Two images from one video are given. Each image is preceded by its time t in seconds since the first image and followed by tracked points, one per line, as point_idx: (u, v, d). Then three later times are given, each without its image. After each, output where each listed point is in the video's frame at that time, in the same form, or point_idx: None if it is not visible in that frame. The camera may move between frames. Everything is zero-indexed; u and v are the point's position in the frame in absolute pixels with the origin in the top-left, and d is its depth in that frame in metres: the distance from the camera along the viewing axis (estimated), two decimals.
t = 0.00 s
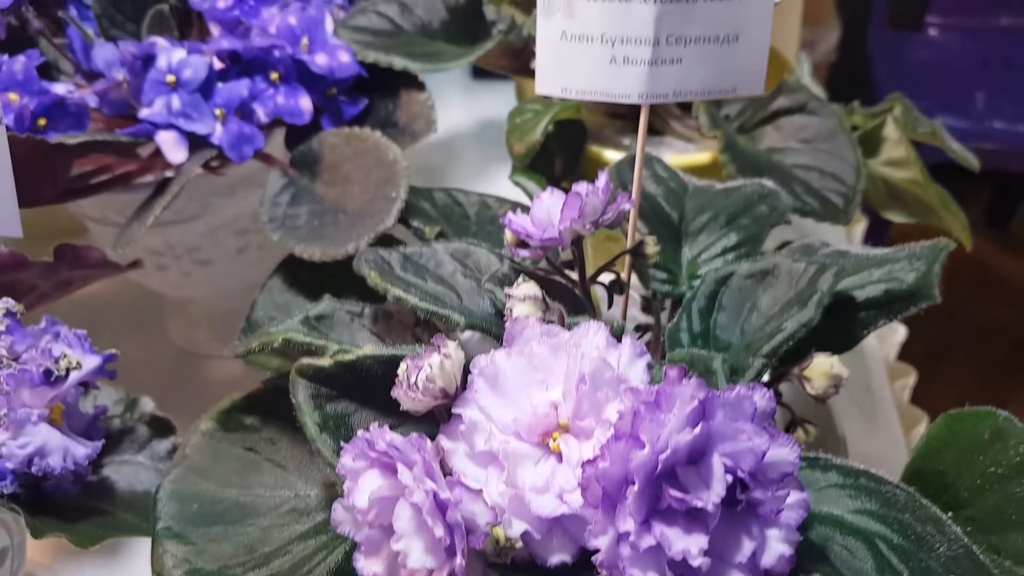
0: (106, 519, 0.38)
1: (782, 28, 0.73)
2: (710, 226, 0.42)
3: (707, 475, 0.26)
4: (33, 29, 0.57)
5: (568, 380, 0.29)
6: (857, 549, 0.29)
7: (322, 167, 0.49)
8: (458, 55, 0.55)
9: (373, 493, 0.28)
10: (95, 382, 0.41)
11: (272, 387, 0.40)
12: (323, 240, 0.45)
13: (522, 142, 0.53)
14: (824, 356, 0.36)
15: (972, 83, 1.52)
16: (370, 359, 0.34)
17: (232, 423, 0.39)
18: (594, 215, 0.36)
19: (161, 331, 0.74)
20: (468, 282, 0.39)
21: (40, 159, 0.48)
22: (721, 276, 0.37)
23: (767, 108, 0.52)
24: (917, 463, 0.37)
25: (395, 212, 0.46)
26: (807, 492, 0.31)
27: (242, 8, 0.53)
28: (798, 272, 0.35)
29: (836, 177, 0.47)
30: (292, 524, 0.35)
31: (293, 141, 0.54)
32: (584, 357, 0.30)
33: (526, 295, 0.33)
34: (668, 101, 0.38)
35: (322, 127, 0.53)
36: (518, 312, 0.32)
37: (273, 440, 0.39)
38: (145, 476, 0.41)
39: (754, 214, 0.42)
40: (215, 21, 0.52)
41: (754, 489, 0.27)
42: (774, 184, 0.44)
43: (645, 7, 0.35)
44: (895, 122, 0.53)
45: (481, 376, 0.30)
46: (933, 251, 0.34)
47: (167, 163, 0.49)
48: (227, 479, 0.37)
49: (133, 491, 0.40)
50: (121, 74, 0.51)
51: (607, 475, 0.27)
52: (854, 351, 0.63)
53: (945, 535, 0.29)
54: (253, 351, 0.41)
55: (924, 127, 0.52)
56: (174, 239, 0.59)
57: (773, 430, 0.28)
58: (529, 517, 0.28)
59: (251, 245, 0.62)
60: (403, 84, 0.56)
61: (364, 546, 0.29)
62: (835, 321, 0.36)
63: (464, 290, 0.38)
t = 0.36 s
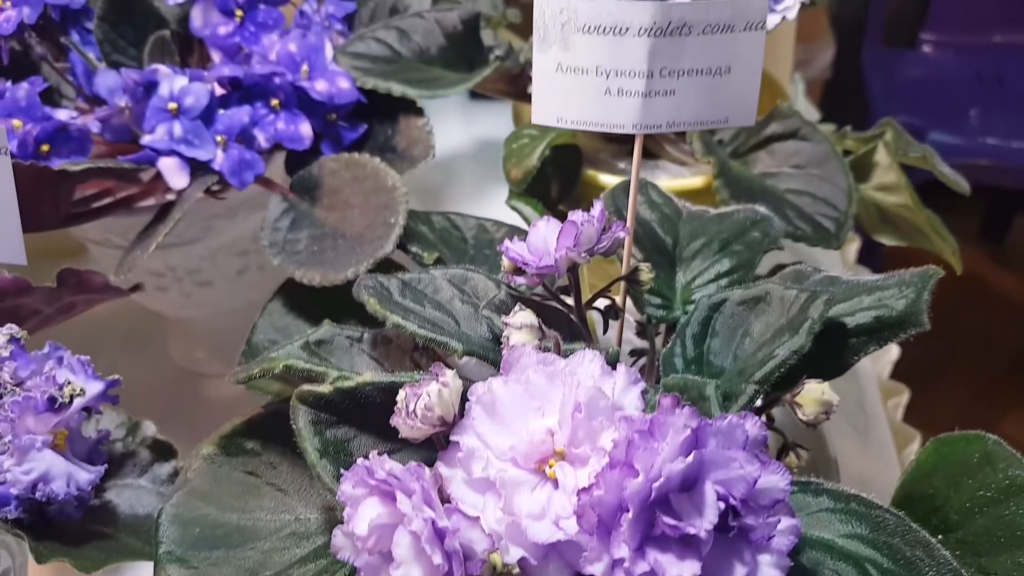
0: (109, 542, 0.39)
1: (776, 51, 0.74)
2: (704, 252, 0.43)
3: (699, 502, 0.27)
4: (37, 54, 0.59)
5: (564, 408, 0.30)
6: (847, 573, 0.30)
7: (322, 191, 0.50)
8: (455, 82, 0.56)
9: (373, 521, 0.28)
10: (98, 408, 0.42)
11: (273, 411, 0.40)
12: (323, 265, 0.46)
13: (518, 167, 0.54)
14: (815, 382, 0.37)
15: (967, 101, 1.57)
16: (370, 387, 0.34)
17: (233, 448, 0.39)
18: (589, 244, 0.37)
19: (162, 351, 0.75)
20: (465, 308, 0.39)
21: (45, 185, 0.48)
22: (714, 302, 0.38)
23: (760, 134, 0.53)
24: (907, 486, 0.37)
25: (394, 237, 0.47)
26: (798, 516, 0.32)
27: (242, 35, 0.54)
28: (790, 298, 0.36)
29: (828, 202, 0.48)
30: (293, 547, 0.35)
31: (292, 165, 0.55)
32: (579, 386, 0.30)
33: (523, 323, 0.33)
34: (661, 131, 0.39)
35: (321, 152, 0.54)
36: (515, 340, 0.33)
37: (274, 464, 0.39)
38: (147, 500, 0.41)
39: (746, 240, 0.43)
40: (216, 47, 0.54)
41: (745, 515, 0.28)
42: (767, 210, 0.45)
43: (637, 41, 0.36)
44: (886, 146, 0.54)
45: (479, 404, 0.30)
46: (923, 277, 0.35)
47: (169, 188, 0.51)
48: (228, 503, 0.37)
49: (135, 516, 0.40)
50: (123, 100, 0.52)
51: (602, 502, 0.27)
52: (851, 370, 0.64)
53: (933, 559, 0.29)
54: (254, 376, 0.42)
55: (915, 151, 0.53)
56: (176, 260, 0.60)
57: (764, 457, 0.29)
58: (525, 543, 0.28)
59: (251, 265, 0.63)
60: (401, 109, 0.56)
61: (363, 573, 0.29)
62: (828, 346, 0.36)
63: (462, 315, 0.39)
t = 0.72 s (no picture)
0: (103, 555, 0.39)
1: (769, 66, 0.75)
2: (696, 268, 0.43)
3: (689, 519, 0.27)
4: (35, 68, 0.58)
5: (556, 425, 0.30)
6: None
7: (317, 205, 0.50)
8: (452, 97, 0.57)
9: (366, 537, 0.29)
10: (94, 421, 0.42)
11: (268, 426, 0.40)
12: (318, 278, 0.46)
13: (513, 182, 0.55)
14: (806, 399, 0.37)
15: (962, 112, 1.60)
16: (364, 403, 0.34)
17: (228, 462, 0.39)
18: (582, 261, 0.37)
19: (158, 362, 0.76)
20: (460, 323, 0.40)
21: (41, 201, 0.49)
22: (705, 318, 0.38)
23: (752, 151, 0.54)
24: (896, 501, 0.37)
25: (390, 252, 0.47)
26: (788, 532, 0.32)
27: (240, 50, 0.56)
28: (780, 316, 0.36)
29: (820, 217, 0.49)
30: (287, 561, 0.35)
31: (287, 179, 0.55)
32: (572, 403, 0.31)
33: (515, 340, 0.33)
34: (654, 148, 0.39)
35: (317, 166, 0.55)
36: (508, 357, 0.33)
37: (268, 478, 0.39)
38: (143, 513, 0.41)
39: (738, 256, 0.43)
40: (213, 62, 0.56)
41: (735, 532, 0.28)
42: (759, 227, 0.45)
43: (630, 61, 0.37)
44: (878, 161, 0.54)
45: (472, 421, 0.31)
46: (912, 295, 0.36)
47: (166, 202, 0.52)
48: (222, 516, 0.37)
49: (129, 528, 0.40)
50: (120, 114, 0.52)
51: (593, 519, 0.28)
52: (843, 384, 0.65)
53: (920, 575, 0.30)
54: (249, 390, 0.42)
55: (906, 167, 0.53)
56: (172, 273, 0.61)
57: (753, 474, 0.29)
58: (517, 559, 0.28)
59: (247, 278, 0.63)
60: (397, 124, 0.57)
61: None
62: (819, 362, 0.36)
63: (456, 330, 0.39)
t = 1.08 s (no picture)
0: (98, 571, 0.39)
1: (763, 78, 0.75)
2: (690, 282, 0.44)
3: (682, 537, 0.27)
4: (32, 82, 0.59)
5: (550, 443, 0.30)
6: None
7: (313, 220, 0.51)
8: (447, 111, 0.57)
9: (360, 556, 0.29)
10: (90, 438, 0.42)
11: (263, 441, 0.40)
12: (314, 293, 0.47)
13: (508, 196, 0.55)
14: (800, 414, 0.37)
15: (962, 120, 1.60)
16: (358, 420, 0.34)
17: (224, 478, 0.39)
18: (576, 277, 0.37)
19: (155, 374, 0.76)
20: (454, 338, 0.40)
21: (41, 216, 0.49)
22: (699, 333, 0.39)
23: (746, 164, 0.54)
24: (891, 515, 0.38)
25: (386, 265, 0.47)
26: (781, 548, 0.32)
27: (235, 64, 0.57)
28: (773, 332, 0.36)
29: (814, 230, 0.49)
30: None
31: (283, 194, 0.55)
32: (565, 420, 0.31)
33: (509, 357, 0.33)
34: (647, 165, 0.39)
35: (313, 180, 0.55)
36: (502, 374, 0.33)
37: (264, 494, 0.39)
38: (140, 529, 0.41)
39: (732, 271, 0.43)
40: (208, 76, 0.57)
41: (727, 550, 0.28)
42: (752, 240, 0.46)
43: (623, 78, 0.37)
44: (873, 174, 0.54)
45: (466, 438, 0.31)
46: (906, 310, 0.36)
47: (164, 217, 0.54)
48: (217, 532, 0.37)
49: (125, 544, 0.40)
50: (117, 129, 0.52)
51: (586, 537, 0.27)
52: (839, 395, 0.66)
53: None
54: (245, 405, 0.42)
55: (901, 180, 0.53)
56: (168, 286, 0.61)
57: (746, 492, 0.29)
58: None
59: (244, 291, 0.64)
60: (393, 138, 0.57)
61: None
62: (812, 378, 0.37)
63: (450, 345, 0.40)
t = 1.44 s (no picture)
0: None
1: (759, 82, 0.75)
2: (684, 288, 0.44)
3: (673, 544, 0.27)
4: (31, 95, 0.60)
5: (541, 451, 0.30)
6: None
7: (309, 229, 0.52)
8: (442, 120, 0.58)
9: (352, 565, 0.29)
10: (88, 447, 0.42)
11: (259, 451, 0.40)
12: (309, 302, 0.47)
13: (503, 204, 0.55)
14: (793, 421, 0.37)
15: (962, 123, 1.60)
16: (353, 428, 0.34)
17: (220, 486, 0.39)
18: (568, 285, 0.38)
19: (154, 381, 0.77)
20: (448, 346, 0.40)
21: (39, 226, 0.49)
22: (693, 340, 0.39)
23: (741, 170, 0.54)
24: (887, 522, 0.38)
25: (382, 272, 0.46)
26: (774, 555, 0.32)
27: (232, 75, 0.58)
28: (766, 338, 0.36)
29: (810, 236, 0.49)
30: None
31: (280, 203, 0.56)
32: (557, 429, 0.31)
33: (502, 366, 0.34)
34: (640, 172, 0.39)
35: (310, 190, 0.55)
36: (495, 383, 0.33)
37: (260, 502, 0.39)
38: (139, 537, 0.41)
39: (726, 277, 0.43)
40: (205, 87, 0.58)
41: (719, 558, 0.28)
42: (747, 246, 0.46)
43: (615, 87, 0.37)
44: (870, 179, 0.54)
45: (458, 446, 0.31)
46: (901, 317, 0.36)
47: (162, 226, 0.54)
48: (214, 540, 0.37)
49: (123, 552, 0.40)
50: (114, 141, 0.53)
51: (577, 545, 0.27)
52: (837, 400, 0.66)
53: None
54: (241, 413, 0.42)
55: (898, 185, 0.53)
56: (168, 295, 0.62)
57: (737, 500, 0.29)
58: None
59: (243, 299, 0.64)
60: (389, 147, 0.57)
61: None
62: (805, 384, 0.37)
63: (444, 353, 0.40)
